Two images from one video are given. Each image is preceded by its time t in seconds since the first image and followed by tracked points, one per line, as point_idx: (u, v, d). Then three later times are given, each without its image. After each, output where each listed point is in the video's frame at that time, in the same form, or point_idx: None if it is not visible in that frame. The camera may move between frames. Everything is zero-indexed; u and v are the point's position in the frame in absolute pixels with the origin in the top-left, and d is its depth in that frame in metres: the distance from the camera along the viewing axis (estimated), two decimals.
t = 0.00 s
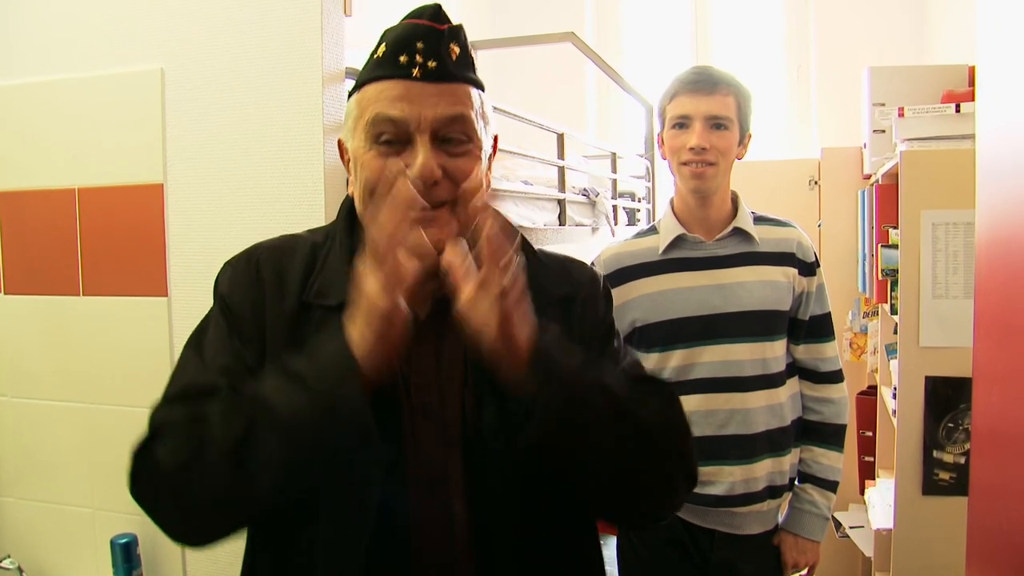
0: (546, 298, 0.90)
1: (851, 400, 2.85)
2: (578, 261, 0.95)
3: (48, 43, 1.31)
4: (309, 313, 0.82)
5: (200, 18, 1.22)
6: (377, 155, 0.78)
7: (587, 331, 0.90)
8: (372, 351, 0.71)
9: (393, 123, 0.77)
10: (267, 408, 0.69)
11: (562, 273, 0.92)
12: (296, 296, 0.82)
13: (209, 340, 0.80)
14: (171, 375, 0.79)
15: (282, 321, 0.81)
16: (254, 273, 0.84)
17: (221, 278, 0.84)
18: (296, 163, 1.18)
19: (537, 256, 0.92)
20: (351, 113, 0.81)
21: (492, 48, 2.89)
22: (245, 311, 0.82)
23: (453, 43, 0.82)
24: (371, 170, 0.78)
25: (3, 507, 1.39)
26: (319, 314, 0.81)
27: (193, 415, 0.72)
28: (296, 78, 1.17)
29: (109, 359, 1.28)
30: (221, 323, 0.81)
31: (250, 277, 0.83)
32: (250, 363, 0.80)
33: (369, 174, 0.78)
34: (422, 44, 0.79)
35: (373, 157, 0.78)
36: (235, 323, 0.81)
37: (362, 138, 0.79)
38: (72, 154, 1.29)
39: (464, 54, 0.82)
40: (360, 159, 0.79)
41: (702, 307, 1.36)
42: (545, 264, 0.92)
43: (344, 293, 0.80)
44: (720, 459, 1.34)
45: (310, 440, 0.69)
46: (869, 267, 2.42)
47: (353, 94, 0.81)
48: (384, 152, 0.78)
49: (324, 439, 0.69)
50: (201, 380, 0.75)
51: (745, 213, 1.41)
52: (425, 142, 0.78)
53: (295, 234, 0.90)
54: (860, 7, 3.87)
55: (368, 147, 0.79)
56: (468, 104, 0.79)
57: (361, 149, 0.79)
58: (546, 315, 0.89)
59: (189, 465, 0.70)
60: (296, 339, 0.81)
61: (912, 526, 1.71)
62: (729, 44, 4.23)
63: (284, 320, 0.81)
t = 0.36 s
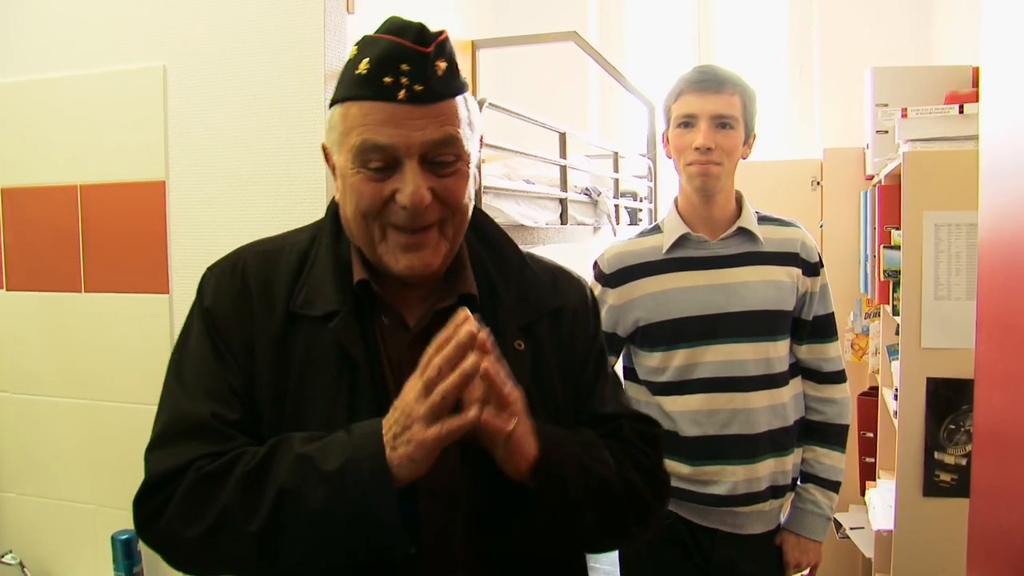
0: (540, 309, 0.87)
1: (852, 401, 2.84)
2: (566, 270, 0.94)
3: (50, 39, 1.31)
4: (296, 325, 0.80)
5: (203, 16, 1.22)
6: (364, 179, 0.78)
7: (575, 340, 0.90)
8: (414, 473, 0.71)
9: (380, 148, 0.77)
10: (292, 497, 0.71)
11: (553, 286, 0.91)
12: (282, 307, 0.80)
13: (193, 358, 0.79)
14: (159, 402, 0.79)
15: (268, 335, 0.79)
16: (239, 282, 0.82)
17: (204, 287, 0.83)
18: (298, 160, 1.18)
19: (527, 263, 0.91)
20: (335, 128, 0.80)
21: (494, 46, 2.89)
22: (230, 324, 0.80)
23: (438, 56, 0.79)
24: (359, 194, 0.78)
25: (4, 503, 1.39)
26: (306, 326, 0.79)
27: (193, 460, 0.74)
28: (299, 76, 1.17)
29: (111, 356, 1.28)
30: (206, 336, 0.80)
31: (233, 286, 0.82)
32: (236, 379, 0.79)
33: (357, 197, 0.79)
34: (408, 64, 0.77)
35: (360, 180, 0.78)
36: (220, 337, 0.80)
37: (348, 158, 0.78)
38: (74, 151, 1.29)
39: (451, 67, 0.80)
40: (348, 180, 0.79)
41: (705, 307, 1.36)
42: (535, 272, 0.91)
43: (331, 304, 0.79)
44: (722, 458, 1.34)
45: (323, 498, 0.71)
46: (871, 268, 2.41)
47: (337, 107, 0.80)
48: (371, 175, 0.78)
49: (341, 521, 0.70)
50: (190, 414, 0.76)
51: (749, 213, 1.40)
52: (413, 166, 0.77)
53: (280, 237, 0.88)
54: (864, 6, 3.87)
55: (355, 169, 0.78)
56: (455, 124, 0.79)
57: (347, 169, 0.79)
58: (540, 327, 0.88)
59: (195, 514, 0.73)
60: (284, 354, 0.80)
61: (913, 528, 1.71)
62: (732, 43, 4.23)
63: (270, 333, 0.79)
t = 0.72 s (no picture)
0: (504, 304, 0.91)
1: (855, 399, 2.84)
2: (526, 270, 0.98)
3: (52, 39, 1.31)
4: (279, 327, 0.80)
5: (205, 15, 1.22)
6: (343, 186, 0.77)
7: (540, 332, 0.93)
8: (421, 444, 0.72)
9: (361, 156, 0.76)
10: (298, 485, 0.70)
11: (513, 282, 0.95)
12: (261, 312, 0.80)
13: (169, 366, 0.78)
14: (138, 417, 0.77)
15: (251, 338, 0.79)
16: (214, 288, 0.81)
17: (174, 296, 0.81)
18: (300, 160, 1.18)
19: (487, 260, 0.95)
20: (309, 135, 0.78)
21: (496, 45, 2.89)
22: (207, 328, 0.79)
23: (413, 63, 0.80)
24: (340, 202, 0.78)
25: (8, 503, 1.39)
26: (288, 329, 0.79)
27: (186, 468, 0.73)
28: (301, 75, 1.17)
29: (114, 355, 1.28)
30: (182, 343, 0.78)
31: (209, 294, 0.81)
32: (218, 384, 0.78)
33: (337, 206, 0.78)
34: (387, 74, 0.76)
35: (340, 188, 0.77)
36: (199, 341, 0.79)
37: (326, 166, 0.77)
38: (77, 151, 1.29)
39: (423, 73, 0.81)
40: (325, 188, 0.78)
41: (713, 300, 1.35)
42: (496, 271, 0.94)
43: (312, 305, 0.79)
44: (734, 450, 1.33)
45: (327, 484, 0.70)
46: (874, 266, 2.41)
47: (308, 114, 0.78)
48: (350, 183, 0.77)
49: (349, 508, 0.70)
50: (178, 422, 0.74)
51: (758, 205, 1.39)
52: (394, 172, 0.78)
53: (247, 244, 0.87)
54: (867, 4, 3.86)
55: (334, 177, 0.77)
56: (431, 130, 0.80)
57: (325, 177, 0.78)
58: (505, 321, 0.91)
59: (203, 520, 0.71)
60: (267, 357, 0.79)
61: (918, 526, 1.71)
62: (734, 42, 4.22)
63: (253, 337, 0.79)
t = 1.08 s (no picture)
0: (497, 303, 0.91)
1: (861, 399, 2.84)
2: (522, 269, 0.98)
3: (58, 39, 1.31)
4: (270, 330, 0.80)
5: (210, 14, 1.22)
6: (331, 181, 0.78)
7: (533, 332, 0.93)
8: (388, 458, 0.69)
9: (348, 150, 0.77)
10: (267, 493, 0.68)
11: (507, 281, 0.95)
12: (252, 314, 0.80)
13: (159, 369, 0.78)
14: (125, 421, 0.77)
15: (243, 340, 0.79)
16: (205, 291, 0.82)
17: (167, 298, 0.82)
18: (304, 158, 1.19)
19: (481, 259, 0.95)
20: (299, 130, 0.79)
21: (501, 43, 2.89)
22: (198, 332, 0.79)
23: (401, 57, 0.81)
24: (328, 196, 0.79)
25: (15, 501, 1.40)
26: (280, 331, 0.80)
27: (162, 474, 0.71)
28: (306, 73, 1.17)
29: (119, 353, 1.29)
30: (171, 345, 0.79)
31: (202, 297, 0.81)
32: (207, 388, 0.78)
33: (325, 199, 0.79)
34: (374, 67, 0.77)
35: (327, 182, 0.78)
36: (189, 345, 0.79)
37: (314, 160, 0.79)
38: (82, 150, 1.29)
39: (412, 68, 0.82)
40: (314, 182, 0.79)
41: (725, 292, 1.34)
42: (490, 270, 0.95)
43: (303, 306, 0.80)
44: (742, 445, 1.32)
45: (296, 488, 0.68)
46: (880, 265, 2.40)
47: (297, 110, 0.80)
48: (337, 177, 0.78)
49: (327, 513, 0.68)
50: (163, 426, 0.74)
51: (777, 198, 1.36)
52: (381, 166, 0.79)
53: (239, 247, 0.87)
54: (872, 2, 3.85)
55: (321, 171, 0.79)
56: (418, 124, 0.80)
57: (313, 171, 0.79)
58: (498, 320, 0.91)
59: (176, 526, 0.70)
60: (258, 359, 0.80)
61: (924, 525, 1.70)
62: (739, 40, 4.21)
63: (245, 338, 0.80)
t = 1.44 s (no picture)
0: (509, 303, 0.91)
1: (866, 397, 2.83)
2: (536, 268, 0.98)
3: (63, 39, 1.32)
4: (271, 329, 0.82)
5: (214, 14, 1.22)
6: (333, 179, 0.80)
7: (545, 333, 0.94)
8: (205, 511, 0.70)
9: (348, 147, 0.78)
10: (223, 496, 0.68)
11: (521, 281, 0.95)
12: (254, 313, 0.82)
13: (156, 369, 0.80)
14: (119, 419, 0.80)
15: (245, 339, 0.81)
16: (207, 291, 0.83)
17: (171, 296, 0.84)
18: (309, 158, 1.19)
19: (494, 260, 0.94)
20: (304, 128, 0.81)
21: (504, 42, 2.89)
22: (197, 333, 0.82)
23: (400, 52, 0.81)
24: (330, 195, 0.80)
25: (21, 500, 1.41)
26: (282, 332, 0.82)
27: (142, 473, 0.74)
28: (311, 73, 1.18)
29: (125, 352, 1.29)
30: (171, 345, 0.81)
31: (202, 297, 0.83)
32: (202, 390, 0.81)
33: (328, 198, 0.80)
34: (373, 63, 0.78)
35: (328, 181, 0.80)
36: (190, 344, 0.81)
37: (317, 159, 0.80)
38: (87, 150, 1.30)
39: (416, 64, 0.82)
40: (317, 182, 0.81)
41: (762, 287, 1.30)
42: (504, 269, 0.94)
43: (305, 309, 0.81)
44: (767, 443, 1.30)
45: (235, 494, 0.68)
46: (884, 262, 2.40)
47: (302, 108, 0.81)
48: (339, 176, 0.80)
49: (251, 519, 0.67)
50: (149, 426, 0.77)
51: (821, 193, 1.29)
52: (381, 164, 0.79)
53: (248, 246, 0.89)
54: None
55: (323, 170, 0.80)
56: (421, 121, 0.80)
57: (316, 170, 0.80)
58: (509, 321, 0.91)
59: (141, 536, 0.72)
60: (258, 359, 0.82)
61: (929, 524, 1.70)
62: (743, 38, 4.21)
63: (246, 338, 0.81)
